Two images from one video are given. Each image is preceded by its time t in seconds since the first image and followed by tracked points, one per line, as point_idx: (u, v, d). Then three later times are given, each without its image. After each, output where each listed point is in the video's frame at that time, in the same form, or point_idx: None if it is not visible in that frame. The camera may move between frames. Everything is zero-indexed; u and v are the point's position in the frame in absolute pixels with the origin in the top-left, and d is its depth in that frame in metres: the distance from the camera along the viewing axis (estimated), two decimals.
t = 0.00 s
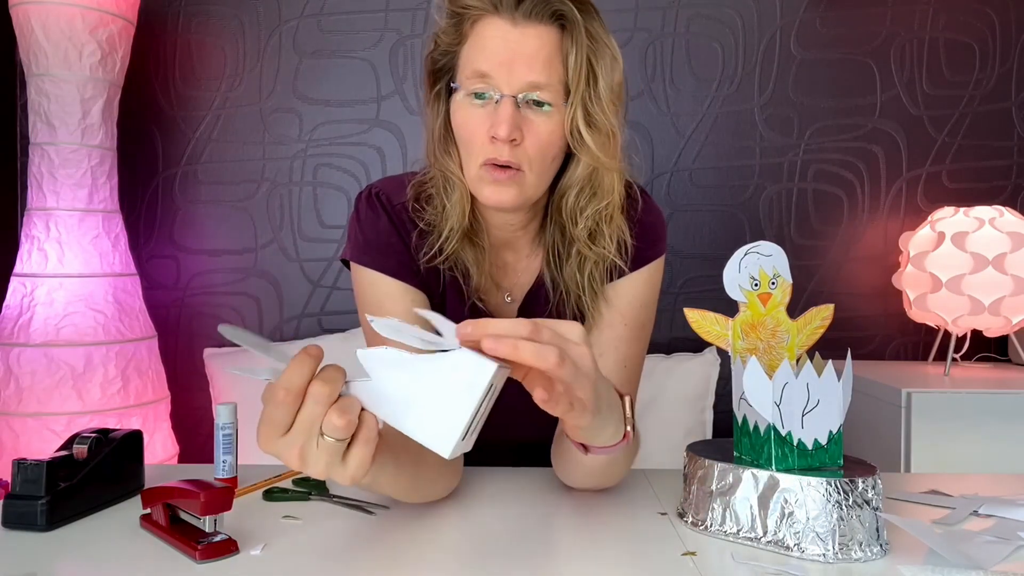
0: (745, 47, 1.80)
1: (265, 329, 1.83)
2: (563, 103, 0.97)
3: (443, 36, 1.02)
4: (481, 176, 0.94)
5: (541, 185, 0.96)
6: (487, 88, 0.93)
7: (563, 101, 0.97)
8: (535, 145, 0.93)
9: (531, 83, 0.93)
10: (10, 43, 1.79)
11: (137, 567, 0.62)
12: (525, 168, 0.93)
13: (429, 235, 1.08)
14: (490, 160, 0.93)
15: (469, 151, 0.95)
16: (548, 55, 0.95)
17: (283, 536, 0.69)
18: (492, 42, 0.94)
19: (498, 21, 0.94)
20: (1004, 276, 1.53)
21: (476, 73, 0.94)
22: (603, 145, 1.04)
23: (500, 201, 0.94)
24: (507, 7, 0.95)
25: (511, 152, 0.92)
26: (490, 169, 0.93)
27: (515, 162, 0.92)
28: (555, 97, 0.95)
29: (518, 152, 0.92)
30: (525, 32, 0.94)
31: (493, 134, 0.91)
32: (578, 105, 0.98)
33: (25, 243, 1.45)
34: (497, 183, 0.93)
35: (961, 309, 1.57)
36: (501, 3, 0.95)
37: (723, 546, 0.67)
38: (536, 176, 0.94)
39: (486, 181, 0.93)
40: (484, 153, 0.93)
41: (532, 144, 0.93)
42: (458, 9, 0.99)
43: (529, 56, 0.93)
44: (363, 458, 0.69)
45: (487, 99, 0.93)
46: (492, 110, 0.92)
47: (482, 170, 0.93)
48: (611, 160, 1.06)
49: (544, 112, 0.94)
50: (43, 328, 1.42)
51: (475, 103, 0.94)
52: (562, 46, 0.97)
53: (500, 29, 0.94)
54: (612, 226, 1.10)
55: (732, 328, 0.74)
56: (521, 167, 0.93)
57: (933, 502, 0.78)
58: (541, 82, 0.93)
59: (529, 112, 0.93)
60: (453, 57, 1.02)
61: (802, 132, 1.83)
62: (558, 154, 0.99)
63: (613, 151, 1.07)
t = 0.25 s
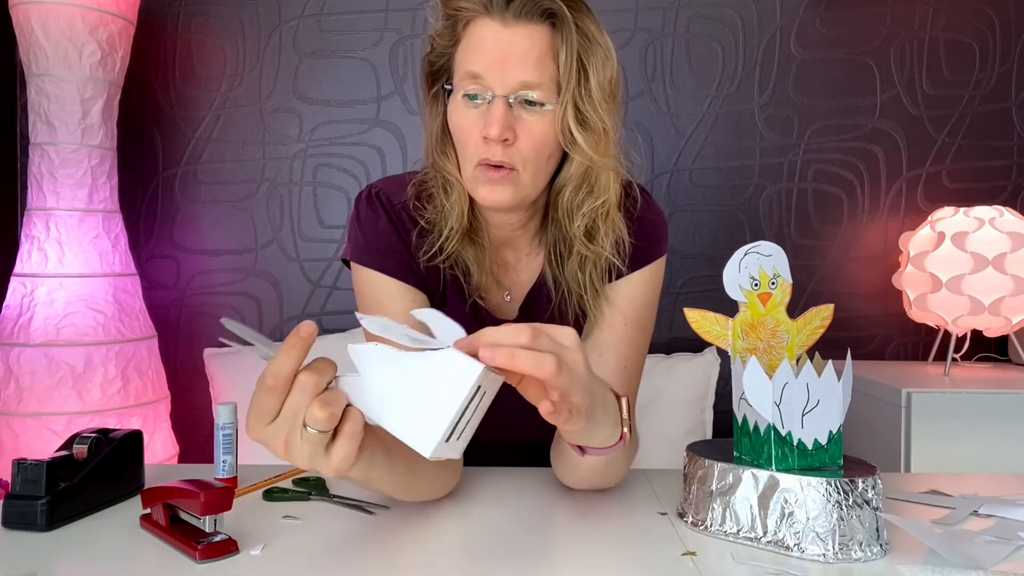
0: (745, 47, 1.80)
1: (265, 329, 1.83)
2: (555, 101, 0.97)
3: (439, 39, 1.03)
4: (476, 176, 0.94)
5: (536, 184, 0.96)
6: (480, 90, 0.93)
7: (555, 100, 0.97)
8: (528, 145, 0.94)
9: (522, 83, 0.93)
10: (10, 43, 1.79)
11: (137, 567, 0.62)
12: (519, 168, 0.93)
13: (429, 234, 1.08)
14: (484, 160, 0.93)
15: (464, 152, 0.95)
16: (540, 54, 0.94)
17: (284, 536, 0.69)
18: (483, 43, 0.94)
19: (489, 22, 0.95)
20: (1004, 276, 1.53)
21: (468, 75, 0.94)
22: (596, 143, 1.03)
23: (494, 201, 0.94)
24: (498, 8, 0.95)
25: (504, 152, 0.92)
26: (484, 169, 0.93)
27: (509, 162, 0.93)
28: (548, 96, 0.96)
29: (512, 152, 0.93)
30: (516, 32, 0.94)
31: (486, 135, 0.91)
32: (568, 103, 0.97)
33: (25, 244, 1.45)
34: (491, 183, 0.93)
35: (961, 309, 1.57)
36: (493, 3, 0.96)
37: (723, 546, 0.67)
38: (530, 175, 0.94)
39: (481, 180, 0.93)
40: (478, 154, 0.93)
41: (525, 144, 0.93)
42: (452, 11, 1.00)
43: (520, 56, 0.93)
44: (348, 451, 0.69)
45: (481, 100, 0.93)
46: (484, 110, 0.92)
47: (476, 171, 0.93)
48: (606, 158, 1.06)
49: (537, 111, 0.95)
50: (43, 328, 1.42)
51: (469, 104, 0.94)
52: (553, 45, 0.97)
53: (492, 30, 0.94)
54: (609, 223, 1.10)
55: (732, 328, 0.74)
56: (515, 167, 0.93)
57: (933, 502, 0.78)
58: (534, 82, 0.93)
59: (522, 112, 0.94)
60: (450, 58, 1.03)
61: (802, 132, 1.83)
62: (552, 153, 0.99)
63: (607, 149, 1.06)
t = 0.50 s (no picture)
0: (745, 47, 1.80)
1: (265, 329, 1.83)
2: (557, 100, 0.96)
3: (439, 38, 1.03)
4: (476, 176, 0.94)
5: (536, 184, 0.96)
6: (482, 89, 0.92)
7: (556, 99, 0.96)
8: (529, 145, 0.93)
9: (524, 82, 0.92)
10: (10, 43, 1.79)
11: (137, 566, 0.62)
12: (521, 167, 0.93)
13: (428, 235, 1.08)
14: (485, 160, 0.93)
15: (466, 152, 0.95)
16: (541, 53, 0.94)
17: (284, 536, 0.69)
18: (485, 42, 0.93)
19: (491, 21, 0.94)
20: (1004, 276, 1.53)
21: (470, 74, 0.93)
22: (597, 143, 1.03)
23: (496, 201, 0.94)
24: (499, 7, 0.94)
25: (505, 152, 0.91)
26: (485, 169, 0.93)
27: (511, 162, 0.92)
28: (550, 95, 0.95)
29: (513, 151, 0.92)
30: (517, 31, 0.93)
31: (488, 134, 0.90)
32: (570, 103, 0.97)
33: (25, 244, 1.45)
34: (492, 184, 0.93)
35: (961, 309, 1.57)
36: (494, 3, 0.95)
37: (723, 546, 0.67)
38: (531, 175, 0.94)
39: (482, 181, 0.93)
40: (479, 154, 0.92)
41: (527, 144, 0.93)
42: (453, 10, 1.00)
43: (521, 55, 0.92)
44: (358, 435, 0.72)
45: (481, 99, 0.93)
46: (485, 110, 0.92)
47: (478, 171, 0.93)
48: (606, 158, 1.06)
49: (539, 110, 0.94)
50: (43, 328, 1.42)
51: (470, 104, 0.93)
52: (554, 44, 0.96)
53: (493, 29, 0.93)
54: (609, 223, 1.10)
55: (732, 328, 0.74)
56: (517, 166, 0.93)
57: (933, 502, 0.78)
58: (535, 81, 0.92)
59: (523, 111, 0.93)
60: (450, 58, 1.03)
61: (802, 132, 1.83)
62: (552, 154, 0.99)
63: (608, 149, 1.06)
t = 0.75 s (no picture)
0: (745, 47, 1.80)
1: (265, 329, 1.82)
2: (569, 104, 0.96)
3: (448, 34, 1.02)
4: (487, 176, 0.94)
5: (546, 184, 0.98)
6: (494, 87, 0.89)
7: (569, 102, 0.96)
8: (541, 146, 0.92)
9: (539, 84, 0.88)
10: (10, 43, 1.79)
11: (137, 567, 0.62)
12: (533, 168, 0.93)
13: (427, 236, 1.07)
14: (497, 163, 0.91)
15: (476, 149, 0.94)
16: (557, 55, 0.91)
17: (284, 536, 0.69)
18: (499, 39, 0.90)
19: (506, 19, 0.91)
20: (1004, 276, 1.53)
21: (483, 72, 0.89)
22: (607, 146, 1.04)
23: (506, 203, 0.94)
24: (515, 7, 0.93)
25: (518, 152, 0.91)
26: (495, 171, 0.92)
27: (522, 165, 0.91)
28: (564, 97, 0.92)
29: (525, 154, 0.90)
30: (534, 31, 0.90)
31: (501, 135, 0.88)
32: (585, 107, 0.98)
33: (25, 243, 1.45)
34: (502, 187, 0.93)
35: (961, 309, 1.57)
36: (510, 3, 0.94)
37: (722, 546, 0.67)
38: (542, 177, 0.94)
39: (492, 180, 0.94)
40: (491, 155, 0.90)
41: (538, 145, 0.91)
42: (465, 8, 0.99)
43: (537, 54, 0.88)
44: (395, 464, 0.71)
45: (493, 98, 0.90)
46: (498, 109, 0.89)
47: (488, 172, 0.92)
48: (614, 161, 1.05)
49: (551, 112, 0.91)
50: (43, 328, 1.42)
51: (481, 102, 0.90)
52: (569, 47, 0.96)
53: (509, 26, 0.90)
54: (613, 227, 1.06)
55: (732, 328, 0.74)
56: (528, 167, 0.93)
57: (933, 502, 0.78)
58: (549, 82, 0.89)
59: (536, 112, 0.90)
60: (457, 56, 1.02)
61: (802, 132, 1.83)
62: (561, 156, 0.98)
63: (615, 152, 1.05)
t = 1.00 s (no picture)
0: (745, 47, 1.80)
1: (265, 329, 1.82)
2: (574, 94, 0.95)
3: (456, 25, 1.01)
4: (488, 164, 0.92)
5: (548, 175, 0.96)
6: (500, 72, 0.89)
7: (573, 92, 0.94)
8: (545, 136, 0.91)
9: (545, 72, 0.88)
10: (10, 43, 1.79)
11: (137, 566, 0.62)
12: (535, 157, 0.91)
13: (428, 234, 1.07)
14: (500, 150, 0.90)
15: (478, 136, 0.92)
16: (564, 45, 0.91)
17: (284, 536, 0.69)
18: (507, 27, 0.90)
19: (515, 8, 0.92)
20: (1004, 276, 1.53)
21: (490, 57, 0.89)
22: (611, 139, 1.04)
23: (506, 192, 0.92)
24: None
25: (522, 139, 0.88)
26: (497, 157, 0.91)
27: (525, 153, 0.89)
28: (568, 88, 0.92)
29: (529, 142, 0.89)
30: (543, 22, 0.91)
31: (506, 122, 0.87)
32: (591, 99, 0.98)
33: (25, 244, 1.45)
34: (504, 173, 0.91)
35: (961, 309, 1.57)
36: None
37: (722, 546, 0.67)
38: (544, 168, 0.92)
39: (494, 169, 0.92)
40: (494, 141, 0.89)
41: (542, 134, 0.90)
42: None
43: (545, 44, 0.89)
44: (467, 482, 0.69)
45: (498, 86, 0.89)
46: (503, 96, 0.88)
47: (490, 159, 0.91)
48: (617, 157, 1.05)
49: (556, 102, 0.91)
50: (43, 328, 1.42)
51: (487, 89, 0.90)
52: (577, 40, 0.96)
53: (518, 16, 0.91)
54: (613, 227, 1.09)
55: (732, 328, 0.74)
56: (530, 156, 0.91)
57: (933, 502, 0.78)
58: (556, 71, 0.89)
59: (542, 101, 0.89)
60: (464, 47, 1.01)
61: (802, 132, 1.83)
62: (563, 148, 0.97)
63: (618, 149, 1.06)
